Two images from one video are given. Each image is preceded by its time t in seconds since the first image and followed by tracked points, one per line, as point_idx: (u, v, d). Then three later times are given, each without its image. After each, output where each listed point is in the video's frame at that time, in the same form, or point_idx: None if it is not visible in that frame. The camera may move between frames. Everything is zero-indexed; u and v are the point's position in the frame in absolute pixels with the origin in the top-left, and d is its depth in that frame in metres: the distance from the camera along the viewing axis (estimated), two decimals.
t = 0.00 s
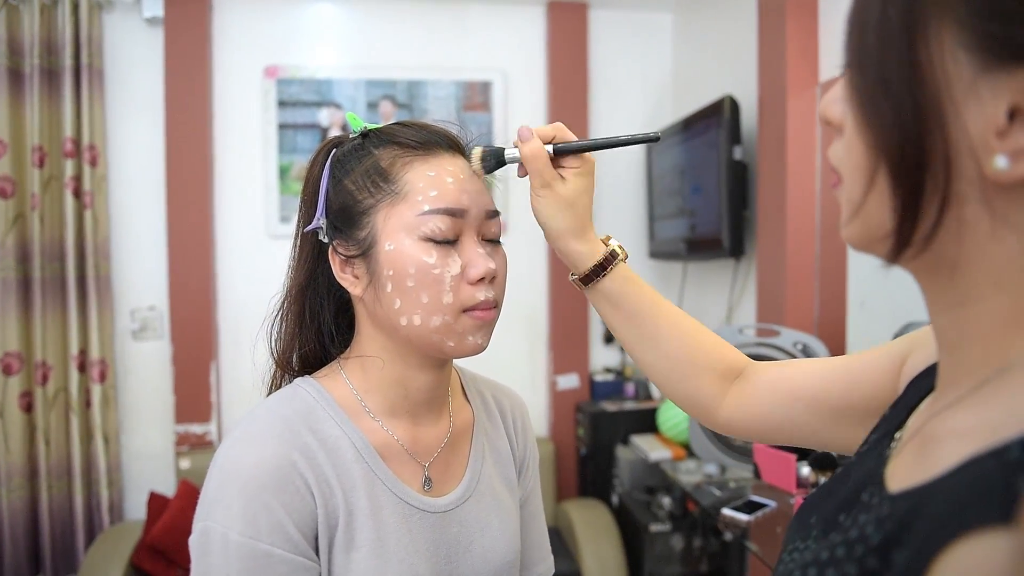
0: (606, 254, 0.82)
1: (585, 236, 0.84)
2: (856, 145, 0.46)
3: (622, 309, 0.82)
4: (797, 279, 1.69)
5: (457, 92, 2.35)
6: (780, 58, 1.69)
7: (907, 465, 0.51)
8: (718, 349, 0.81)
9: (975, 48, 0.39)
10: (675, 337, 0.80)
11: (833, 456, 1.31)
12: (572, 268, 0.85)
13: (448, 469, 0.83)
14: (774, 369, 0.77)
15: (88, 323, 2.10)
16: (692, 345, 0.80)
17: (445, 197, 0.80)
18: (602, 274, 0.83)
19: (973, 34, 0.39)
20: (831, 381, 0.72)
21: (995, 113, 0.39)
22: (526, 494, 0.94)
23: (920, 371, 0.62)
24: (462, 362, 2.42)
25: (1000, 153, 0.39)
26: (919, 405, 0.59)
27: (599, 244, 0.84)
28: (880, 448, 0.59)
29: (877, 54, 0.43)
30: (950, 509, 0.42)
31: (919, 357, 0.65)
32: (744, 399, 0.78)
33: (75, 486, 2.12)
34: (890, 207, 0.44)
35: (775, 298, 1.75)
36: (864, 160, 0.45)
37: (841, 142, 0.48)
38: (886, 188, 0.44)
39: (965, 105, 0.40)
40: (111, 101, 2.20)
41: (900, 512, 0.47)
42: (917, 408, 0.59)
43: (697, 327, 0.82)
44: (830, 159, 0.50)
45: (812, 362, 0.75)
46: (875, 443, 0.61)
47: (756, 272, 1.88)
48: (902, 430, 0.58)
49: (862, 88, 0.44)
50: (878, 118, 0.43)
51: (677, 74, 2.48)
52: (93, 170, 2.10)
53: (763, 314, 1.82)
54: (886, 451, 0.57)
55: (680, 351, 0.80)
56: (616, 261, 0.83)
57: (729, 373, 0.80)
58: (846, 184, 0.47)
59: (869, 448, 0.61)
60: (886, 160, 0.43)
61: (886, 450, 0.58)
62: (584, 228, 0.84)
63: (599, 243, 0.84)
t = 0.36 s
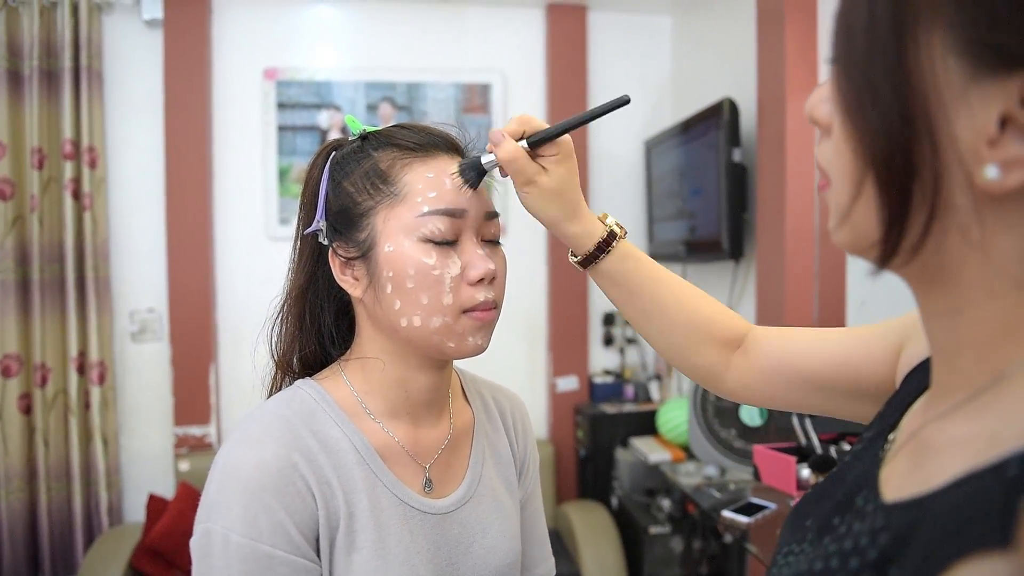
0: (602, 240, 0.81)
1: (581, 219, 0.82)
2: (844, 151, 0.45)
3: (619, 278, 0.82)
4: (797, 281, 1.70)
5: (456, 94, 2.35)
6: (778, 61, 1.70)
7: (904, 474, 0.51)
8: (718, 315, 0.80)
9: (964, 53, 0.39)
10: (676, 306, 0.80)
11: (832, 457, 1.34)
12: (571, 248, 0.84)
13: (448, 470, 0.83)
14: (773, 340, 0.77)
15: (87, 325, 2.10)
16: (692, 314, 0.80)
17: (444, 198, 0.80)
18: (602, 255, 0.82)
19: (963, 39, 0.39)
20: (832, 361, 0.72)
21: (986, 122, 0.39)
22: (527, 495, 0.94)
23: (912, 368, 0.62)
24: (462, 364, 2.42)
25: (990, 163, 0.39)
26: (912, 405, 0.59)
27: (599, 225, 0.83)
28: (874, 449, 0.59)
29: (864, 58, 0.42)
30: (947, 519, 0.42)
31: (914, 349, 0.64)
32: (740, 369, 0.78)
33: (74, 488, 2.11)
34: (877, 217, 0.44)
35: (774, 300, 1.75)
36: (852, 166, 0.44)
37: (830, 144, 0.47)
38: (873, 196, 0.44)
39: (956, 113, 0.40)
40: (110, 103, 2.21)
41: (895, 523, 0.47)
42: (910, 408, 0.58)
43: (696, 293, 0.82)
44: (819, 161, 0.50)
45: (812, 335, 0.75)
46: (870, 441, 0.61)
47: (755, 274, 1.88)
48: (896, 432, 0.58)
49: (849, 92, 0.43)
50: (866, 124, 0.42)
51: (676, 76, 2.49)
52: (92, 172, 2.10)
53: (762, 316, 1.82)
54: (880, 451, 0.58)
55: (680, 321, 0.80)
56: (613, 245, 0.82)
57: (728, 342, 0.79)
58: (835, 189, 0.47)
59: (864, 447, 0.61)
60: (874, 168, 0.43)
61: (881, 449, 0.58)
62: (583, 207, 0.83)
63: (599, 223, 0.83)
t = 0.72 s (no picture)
0: (613, 232, 0.81)
1: (588, 212, 0.81)
2: (836, 159, 0.45)
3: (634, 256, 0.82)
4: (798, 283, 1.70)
5: (457, 96, 2.36)
6: (779, 63, 1.70)
7: (896, 478, 0.51)
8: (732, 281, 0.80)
9: (957, 64, 0.37)
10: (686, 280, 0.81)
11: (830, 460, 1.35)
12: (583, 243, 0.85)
13: (449, 472, 0.83)
14: (787, 309, 0.77)
15: (87, 326, 2.10)
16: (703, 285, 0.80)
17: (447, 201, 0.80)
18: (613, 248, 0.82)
19: (954, 51, 0.37)
20: (840, 342, 0.73)
21: (980, 135, 0.37)
22: (528, 497, 0.94)
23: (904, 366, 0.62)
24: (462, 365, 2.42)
25: (985, 178, 0.38)
26: (905, 404, 0.59)
27: (607, 217, 0.83)
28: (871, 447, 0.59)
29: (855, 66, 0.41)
30: (940, 527, 0.41)
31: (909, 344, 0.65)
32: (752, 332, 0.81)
33: (73, 489, 2.11)
34: (868, 225, 0.44)
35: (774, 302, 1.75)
36: (844, 175, 0.44)
37: (822, 149, 0.47)
38: (866, 207, 0.43)
39: (949, 125, 0.38)
40: (111, 104, 2.21)
41: (886, 531, 0.46)
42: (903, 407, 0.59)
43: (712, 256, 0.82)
44: (812, 165, 0.49)
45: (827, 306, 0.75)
46: (866, 439, 0.61)
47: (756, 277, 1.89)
48: (890, 432, 0.58)
49: (840, 99, 0.43)
50: (857, 134, 0.42)
51: (677, 79, 2.49)
52: (93, 173, 2.10)
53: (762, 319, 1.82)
54: (873, 452, 0.58)
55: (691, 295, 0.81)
56: (624, 236, 0.81)
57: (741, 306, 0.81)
58: (828, 195, 0.46)
59: (860, 446, 0.61)
60: (866, 179, 0.42)
61: (875, 449, 0.58)
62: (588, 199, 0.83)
63: (606, 216, 0.83)
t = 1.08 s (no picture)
0: (610, 218, 0.81)
1: (585, 196, 0.81)
2: (835, 164, 0.44)
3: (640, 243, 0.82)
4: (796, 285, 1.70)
5: (457, 96, 2.36)
6: (779, 65, 1.70)
7: (895, 485, 0.51)
8: (739, 259, 0.80)
9: (963, 74, 0.38)
10: (693, 260, 0.80)
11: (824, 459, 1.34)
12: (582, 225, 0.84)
13: (448, 471, 0.83)
14: (794, 286, 0.77)
15: (86, 324, 2.10)
16: (711, 266, 0.80)
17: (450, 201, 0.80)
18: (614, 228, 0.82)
19: (961, 61, 0.37)
20: (853, 325, 0.72)
21: (988, 145, 0.37)
22: (527, 496, 0.95)
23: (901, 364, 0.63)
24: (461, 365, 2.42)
25: (993, 190, 0.37)
26: (903, 404, 0.59)
27: (604, 201, 0.82)
28: (869, 447, 0.59)
29: (857, 70, 0.40)
30: (943, 543, 0.42)
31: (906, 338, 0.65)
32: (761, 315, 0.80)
33: (71, 487, 2.11)
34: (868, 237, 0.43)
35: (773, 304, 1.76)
36: (844, 182, 0.43)
37: (821, 153, 0.46)
38: (866, 217, 0.43)
39: (956, 135, 0.38)
40: (111, 102, 2.20)
41: (886, 542, 0.46)
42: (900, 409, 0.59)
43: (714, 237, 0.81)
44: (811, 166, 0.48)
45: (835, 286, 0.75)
46: (863, 438, 0.61)
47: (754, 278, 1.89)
48: (888, 433, 0.58)
49: (840, 103, 0.41)
50: (857, 141, 0.41)
51: (676, 80, 2.50)
52: (92, 171, 2.10)
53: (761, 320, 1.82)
54: (871, 452, 0.58)
55: (701, 274, 0.80)
56: (623, 219, 0.81)
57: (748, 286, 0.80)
58: (827, 200, 0.45)
59: (857, 444, 0.61)
60: (865, 188, 0.41)
61: (874, 450, 0.58)
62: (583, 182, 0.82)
63: (604, 199, 0.82)
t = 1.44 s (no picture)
0: (593, 172, 0.79)
1: (567, 154, 0.79)
2: (851, 165, 0.42)
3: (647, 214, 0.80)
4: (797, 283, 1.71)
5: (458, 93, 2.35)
6: (781, 63, 1.70)
7: (911, 492, 0.50)
8: (738, 220, 0.79)
9: (990, 73, 0.37)
10: (685, 219, 0.79)
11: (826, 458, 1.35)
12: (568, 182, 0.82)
13: (450, 469, 0.83)
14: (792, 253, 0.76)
15: (87, 322, 2.09)
16: (704, 224, 0.79)
17: (453, 198, 0.80)
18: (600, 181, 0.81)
19: (989, 59, 0.36)
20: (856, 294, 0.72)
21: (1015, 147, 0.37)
22: (529, 492, 0.94)
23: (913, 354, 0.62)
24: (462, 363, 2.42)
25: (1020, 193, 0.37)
26: (916, 402, 0.59)
27: (587, 156, 0.80)
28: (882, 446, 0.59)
29: (875, 69, 0.39)
30: (966, 567, 0.42)
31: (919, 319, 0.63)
32: (756, 274, 0.80)
33: (72, 485, 2.11)
34: (888, 242, 0.42)
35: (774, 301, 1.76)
36: (861, 184, 0.42)
37: (834, 153, 0.44)
38: (885, 218, 0.41)
39: (982, 137, 0.37)
40: (111, 99, 2.20)
41: (902, 558, 0.46)
42: (913, 406, 0.59)
43: (713, 197, 0.81)
44: (823, 166, 0.47)
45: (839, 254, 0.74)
46: (876, 437, 0.61)
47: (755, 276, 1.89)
48: (899, 434, 0.58)
49: (857, 103, 0.40)
50: (875, 143, 0.40)
51: (678, 78, 2.50)
52: (93, 169, 2.10)
53: (762, 318, 1.82)
54: (883, 455, 0.58)
55: (693, 232, 0.80)
56: (606, 175, 0.80)
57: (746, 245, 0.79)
58: (842, 203, 0.44)
59: (869, 443, 0.61)
60: (885, 189, 0.40)
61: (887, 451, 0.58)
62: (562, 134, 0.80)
63: (587, 153, 0.80)
